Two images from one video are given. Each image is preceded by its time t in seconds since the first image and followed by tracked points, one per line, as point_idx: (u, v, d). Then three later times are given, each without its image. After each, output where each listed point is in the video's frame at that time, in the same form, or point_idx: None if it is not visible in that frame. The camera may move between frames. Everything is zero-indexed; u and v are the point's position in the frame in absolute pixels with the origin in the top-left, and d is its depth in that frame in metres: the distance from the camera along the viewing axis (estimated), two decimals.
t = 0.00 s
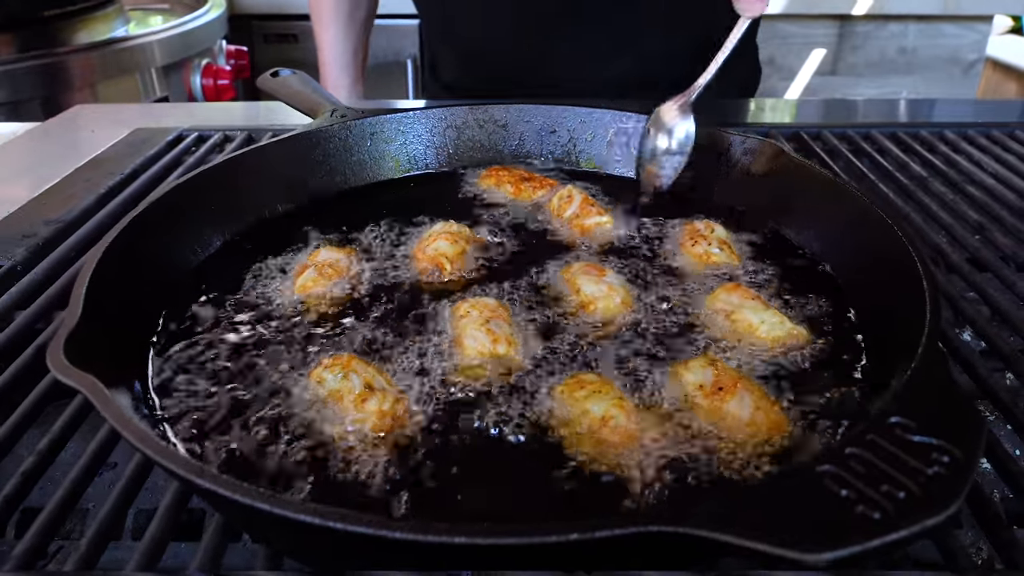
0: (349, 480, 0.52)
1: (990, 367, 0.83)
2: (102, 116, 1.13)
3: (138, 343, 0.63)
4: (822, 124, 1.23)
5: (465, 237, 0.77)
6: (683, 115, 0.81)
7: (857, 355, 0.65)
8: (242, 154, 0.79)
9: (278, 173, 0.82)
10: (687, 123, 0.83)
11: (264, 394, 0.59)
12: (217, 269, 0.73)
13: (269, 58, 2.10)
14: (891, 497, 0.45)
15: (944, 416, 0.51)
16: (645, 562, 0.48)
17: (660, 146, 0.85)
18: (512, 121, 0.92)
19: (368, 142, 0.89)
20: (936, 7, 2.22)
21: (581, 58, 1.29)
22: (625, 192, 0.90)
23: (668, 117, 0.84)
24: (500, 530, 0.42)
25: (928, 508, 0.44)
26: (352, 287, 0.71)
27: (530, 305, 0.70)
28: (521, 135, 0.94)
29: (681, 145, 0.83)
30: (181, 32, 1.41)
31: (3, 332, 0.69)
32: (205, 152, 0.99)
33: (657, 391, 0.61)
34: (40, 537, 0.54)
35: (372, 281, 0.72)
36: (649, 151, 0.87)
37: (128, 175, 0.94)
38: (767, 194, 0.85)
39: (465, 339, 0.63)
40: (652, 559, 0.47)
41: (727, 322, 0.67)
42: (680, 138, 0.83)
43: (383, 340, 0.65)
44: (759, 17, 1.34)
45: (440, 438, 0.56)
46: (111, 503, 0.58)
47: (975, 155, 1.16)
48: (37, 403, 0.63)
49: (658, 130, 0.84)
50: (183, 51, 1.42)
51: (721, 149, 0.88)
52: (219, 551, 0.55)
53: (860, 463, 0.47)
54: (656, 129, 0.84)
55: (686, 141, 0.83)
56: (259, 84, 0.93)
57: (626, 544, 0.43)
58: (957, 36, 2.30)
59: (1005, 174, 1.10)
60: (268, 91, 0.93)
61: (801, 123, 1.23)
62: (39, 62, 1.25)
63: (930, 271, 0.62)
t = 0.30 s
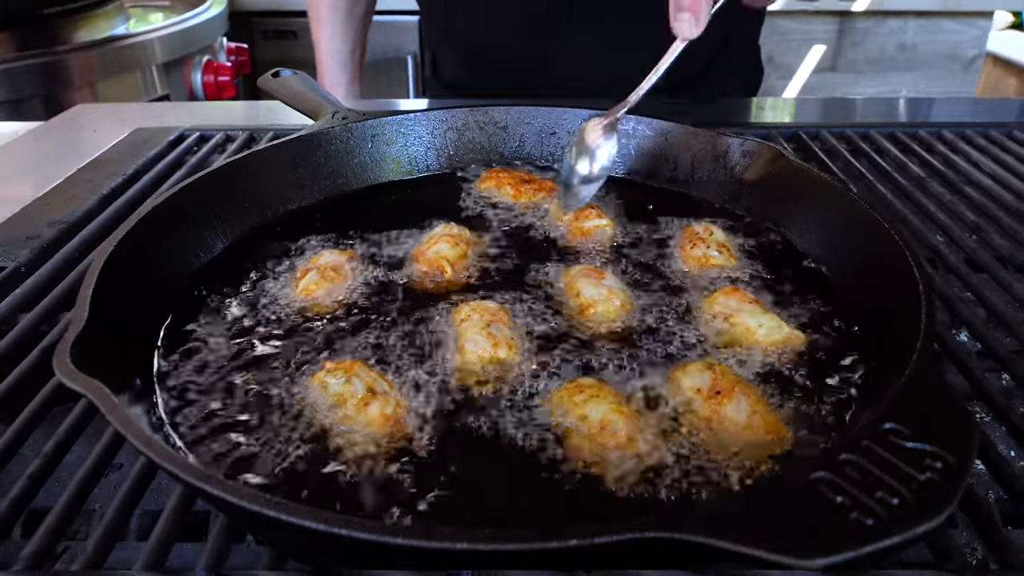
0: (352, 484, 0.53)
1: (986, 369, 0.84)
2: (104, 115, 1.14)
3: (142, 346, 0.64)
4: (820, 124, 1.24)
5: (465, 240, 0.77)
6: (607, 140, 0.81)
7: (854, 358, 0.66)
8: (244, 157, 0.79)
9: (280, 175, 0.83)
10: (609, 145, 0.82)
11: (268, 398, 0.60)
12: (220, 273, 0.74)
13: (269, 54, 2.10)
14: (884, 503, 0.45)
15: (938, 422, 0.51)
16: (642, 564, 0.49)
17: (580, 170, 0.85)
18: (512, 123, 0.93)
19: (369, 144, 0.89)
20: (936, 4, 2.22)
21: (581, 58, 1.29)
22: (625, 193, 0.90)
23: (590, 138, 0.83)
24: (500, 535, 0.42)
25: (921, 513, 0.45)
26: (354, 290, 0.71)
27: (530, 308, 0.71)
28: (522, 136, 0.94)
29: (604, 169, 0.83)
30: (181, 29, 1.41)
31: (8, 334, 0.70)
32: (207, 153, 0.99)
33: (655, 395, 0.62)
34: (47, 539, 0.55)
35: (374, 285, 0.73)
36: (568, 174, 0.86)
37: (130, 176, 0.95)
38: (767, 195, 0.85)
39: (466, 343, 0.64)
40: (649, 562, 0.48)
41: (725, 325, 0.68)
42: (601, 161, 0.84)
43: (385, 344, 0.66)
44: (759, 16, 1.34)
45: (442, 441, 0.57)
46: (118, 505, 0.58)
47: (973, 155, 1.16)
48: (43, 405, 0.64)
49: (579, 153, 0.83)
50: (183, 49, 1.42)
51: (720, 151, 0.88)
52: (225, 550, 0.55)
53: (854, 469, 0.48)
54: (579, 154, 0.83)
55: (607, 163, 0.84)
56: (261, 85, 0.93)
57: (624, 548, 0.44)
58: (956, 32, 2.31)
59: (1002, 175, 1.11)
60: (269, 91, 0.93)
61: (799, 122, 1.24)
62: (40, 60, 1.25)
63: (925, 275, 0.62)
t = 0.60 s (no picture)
0: (356, 485, 0.54)
1: (980, 369, 0.85)
2: (105, 114, 1.14)
3: (148, 348, 0.65)
4: (818, 123, 1.24)
5: (466, 241, 0.78)
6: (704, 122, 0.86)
7: (851, 359, 0.67)
8: (247, 159, 0.80)
9: (282, 177, 0.84)
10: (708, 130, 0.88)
11: (273, 399, 0.60)
12: (224, 274, 0.75)
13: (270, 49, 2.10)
14: (877, 507, 0.46)
15: (931, 427, 0.52)
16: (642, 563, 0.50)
17: (681, 152, 0.89)
18: (512, 123, 0.93)
19: (371, 144, 0.90)
20: None
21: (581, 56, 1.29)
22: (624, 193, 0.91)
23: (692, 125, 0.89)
24: (501, 539, 0.44)
25: (913, 517, 0.46)
26: (356, 292, 0.72)
27: (531, 310, 0.72)
28: (522, 136, 0.95)
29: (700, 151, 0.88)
30: (182, 26, 1.41)
31: (15, 334, 0.71)
32: (209, 152, 1.00)
33: (655, 397, 0.62)
34: (57, 538, 0.56)
35: (376, 286, 0.74)
36: (670, 158, 0.91)
37: (133, 175, 0.95)
38: (767, 195, 0.86)
39: (468, 345, 0.65)
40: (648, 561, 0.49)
41: (723, 326, 0.69)
42: (701, 145, 0.88)
43: (386, 346, 0.66)
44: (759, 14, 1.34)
45: (444, 442, 0.57)
46: (125, 504, 0.59)
47: (970, 154, 1.17)
48: (50, 405, 0.65)
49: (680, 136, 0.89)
50: (184, 45, 1.42)
51: (720, 152, 0.90)
52: (231, 549, 0.56)
53: (849, 473, 0.49)
54: (678, 135, 0.88)
55: (707, 148, 0.88)
56: (263, 84, 0.93)
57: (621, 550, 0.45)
58: (956, 27, 2.31)
59: (999, 174, 1.11)
60: (271, 91, 0.93)
61: (798, 121, 1.24)
62: (41, 56, 1.25)
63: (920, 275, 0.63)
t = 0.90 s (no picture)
0: (360, 487, 0.55)
1: (975, 369, 0.86)
2: (106, 112, 1.15)
3: (153, 349, 0.66)
4: (817, 121, 1.25)
5: (465, 242, 0.79)
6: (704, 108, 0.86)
7: (847, 360, 0.68)
8: (250, 160, 0.81)
9: (284, 178, 0.84)
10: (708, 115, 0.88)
11: (277, 401, 0.61)
12: (227, 276, 0.76)
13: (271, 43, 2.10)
14: (871, 511, 0.47)
15: (925, 431, 0.53)
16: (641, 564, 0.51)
17: (681, 138, 0.90)
18: (512, 124, 0.94)
19: (372, 145, 0.90)
20: None
21: (580, 54, 1.30)
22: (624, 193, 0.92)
23: (690, 111, 0.89)
24: (502, 543, 0.44)
25: (906, 521, 0.47)
26: (358, 294, 0.73)
27: (531, 312, 0.73)
28: (522, 137, 0.95)
29: (702, 135, 0.88)
30: (183, 21, 1.42)
31: (22, 335, 0.72)
32: (211, 151, 1.00)
33: (653, 399, 0.63)
34: (64, 538, 0.57)
35: (378, 287, 0.74)
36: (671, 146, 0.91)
37: (136, 175, 0.96)
38: (765, 196, 0.87)
39: (469, 347, 0.65)
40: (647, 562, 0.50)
41: (721, 328, 0.70)
42: (702, 129, 0.88)
43: (389, 348, 0.67)
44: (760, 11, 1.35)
45: (446, 444, 0.58)
46: (133, 503, 0.60)
47: (967, 153, 1.18)
48: (57, 405, 0.66)
49: (680, 123, 0.89)
50: (185, 40, 1.43)
51: (718, 154, 0.90)
52: (236, 547, 0.57)
53: (843, 477, 0.50)
54: (678, 120, 0.88)
55: (708, 132, 0.88)
56: (264, 84, 0.94)
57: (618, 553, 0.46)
58: (956, 22, 2.32)
59: (997, 173, 1.12)
60: (271, 91, 0.94)
61: (797, 120, 1.25)
62: (43, 53, 1.26)
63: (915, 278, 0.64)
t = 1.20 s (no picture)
0: (364, 488, 0.56)
1: (969, 368, 0.87)
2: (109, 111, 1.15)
3: (159, 351, 0.67)
4: (816, 120, 1.26)
5: (468, 244, 0.80)
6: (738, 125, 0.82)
7: (840, 363, 0.69)
8: (253, 163, 0.82)
9: (287, 180, 0.85)
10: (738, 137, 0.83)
11: (281, 402, 0.62)
12: (231, 278, 0.76)
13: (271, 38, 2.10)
14: (862, 514, 0.49)
15: (917, 436, 0.54)
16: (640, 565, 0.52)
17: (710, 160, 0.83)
18: (513, 126, 0.95)
19: (374, 147, 0.91)
20: None
21: (580, 53, 1.30)
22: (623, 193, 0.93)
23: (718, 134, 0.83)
24: (503, 546, 0.46)
25: (897, 524, 0.48)
26: (361, 296, 0.74)
27: (531, 315, 0.74)
28: (522, 138, 0.96)
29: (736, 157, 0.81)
30: (184, 18, 1.43)
31: (30, 336, 0.73)
32: (214, 150, 1.01)
33: (651, 401, 0.65)
34: (74, 537, 0.57)
35: (380, 289, 0.76)
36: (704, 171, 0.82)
37: (139, 175, 0.97)
38: (761, 199, 0.88)
39: (470, 350, 0.67)
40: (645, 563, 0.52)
41: (718, 332, 0.71)
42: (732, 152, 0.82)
43: (391, 350, 0.68)
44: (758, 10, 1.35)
45: (448, 445, 0.60)
46: (142, 501, 0.61)
47: (964, 152, 1.18)
48: (65, 406, 0.67)
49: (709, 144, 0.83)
50: (188, 37, 1.45)
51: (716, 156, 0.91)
52: (244, 545, 0.57)
53: (835, 481, 0.51)
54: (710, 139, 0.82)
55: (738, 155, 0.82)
56: (267, 85, 0.94)
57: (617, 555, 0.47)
58: (956, 17, 2.43)
59: (993, 173, 1.13)
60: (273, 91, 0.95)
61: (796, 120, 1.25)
62: (44, 51, 1.26)
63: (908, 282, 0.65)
